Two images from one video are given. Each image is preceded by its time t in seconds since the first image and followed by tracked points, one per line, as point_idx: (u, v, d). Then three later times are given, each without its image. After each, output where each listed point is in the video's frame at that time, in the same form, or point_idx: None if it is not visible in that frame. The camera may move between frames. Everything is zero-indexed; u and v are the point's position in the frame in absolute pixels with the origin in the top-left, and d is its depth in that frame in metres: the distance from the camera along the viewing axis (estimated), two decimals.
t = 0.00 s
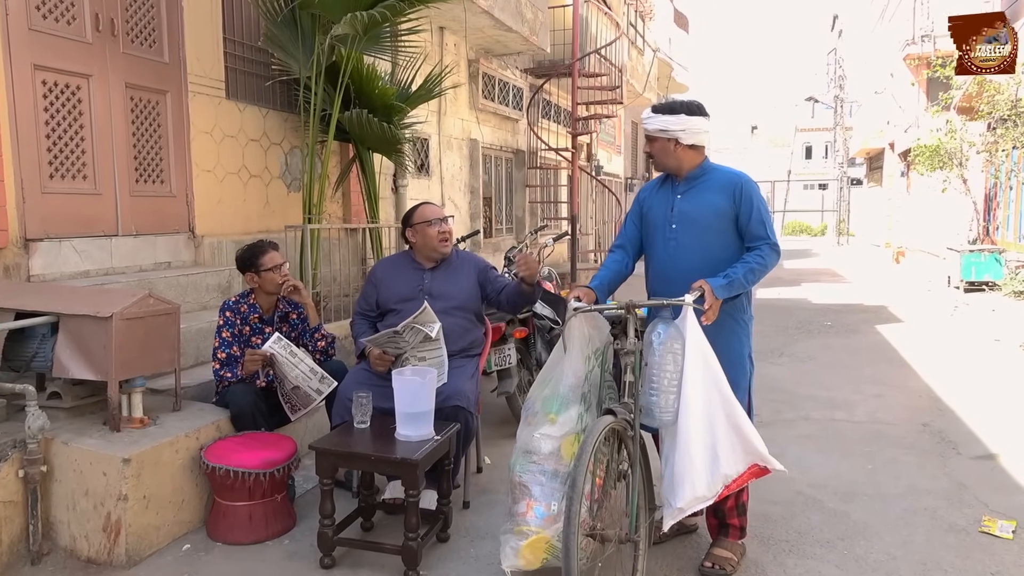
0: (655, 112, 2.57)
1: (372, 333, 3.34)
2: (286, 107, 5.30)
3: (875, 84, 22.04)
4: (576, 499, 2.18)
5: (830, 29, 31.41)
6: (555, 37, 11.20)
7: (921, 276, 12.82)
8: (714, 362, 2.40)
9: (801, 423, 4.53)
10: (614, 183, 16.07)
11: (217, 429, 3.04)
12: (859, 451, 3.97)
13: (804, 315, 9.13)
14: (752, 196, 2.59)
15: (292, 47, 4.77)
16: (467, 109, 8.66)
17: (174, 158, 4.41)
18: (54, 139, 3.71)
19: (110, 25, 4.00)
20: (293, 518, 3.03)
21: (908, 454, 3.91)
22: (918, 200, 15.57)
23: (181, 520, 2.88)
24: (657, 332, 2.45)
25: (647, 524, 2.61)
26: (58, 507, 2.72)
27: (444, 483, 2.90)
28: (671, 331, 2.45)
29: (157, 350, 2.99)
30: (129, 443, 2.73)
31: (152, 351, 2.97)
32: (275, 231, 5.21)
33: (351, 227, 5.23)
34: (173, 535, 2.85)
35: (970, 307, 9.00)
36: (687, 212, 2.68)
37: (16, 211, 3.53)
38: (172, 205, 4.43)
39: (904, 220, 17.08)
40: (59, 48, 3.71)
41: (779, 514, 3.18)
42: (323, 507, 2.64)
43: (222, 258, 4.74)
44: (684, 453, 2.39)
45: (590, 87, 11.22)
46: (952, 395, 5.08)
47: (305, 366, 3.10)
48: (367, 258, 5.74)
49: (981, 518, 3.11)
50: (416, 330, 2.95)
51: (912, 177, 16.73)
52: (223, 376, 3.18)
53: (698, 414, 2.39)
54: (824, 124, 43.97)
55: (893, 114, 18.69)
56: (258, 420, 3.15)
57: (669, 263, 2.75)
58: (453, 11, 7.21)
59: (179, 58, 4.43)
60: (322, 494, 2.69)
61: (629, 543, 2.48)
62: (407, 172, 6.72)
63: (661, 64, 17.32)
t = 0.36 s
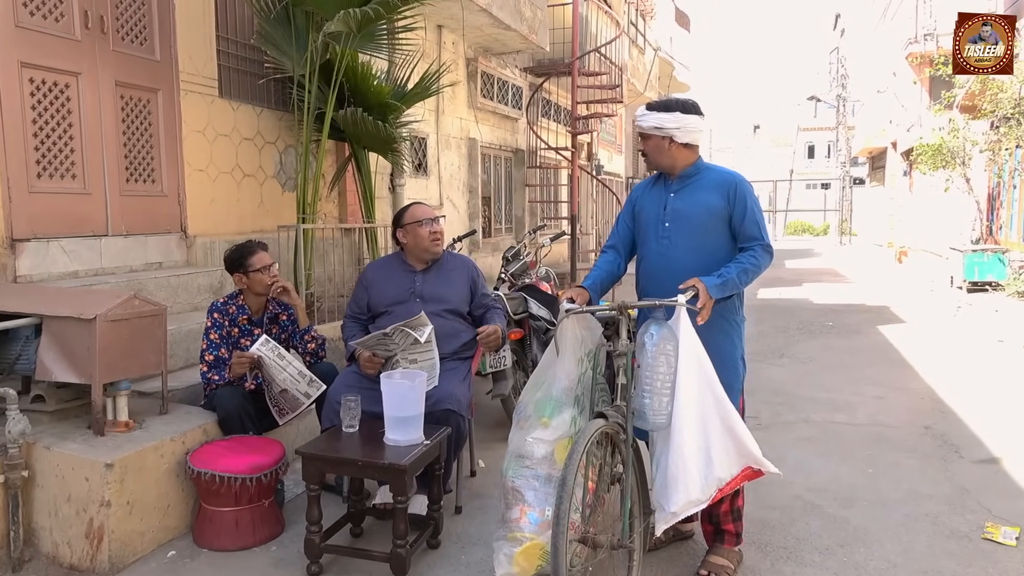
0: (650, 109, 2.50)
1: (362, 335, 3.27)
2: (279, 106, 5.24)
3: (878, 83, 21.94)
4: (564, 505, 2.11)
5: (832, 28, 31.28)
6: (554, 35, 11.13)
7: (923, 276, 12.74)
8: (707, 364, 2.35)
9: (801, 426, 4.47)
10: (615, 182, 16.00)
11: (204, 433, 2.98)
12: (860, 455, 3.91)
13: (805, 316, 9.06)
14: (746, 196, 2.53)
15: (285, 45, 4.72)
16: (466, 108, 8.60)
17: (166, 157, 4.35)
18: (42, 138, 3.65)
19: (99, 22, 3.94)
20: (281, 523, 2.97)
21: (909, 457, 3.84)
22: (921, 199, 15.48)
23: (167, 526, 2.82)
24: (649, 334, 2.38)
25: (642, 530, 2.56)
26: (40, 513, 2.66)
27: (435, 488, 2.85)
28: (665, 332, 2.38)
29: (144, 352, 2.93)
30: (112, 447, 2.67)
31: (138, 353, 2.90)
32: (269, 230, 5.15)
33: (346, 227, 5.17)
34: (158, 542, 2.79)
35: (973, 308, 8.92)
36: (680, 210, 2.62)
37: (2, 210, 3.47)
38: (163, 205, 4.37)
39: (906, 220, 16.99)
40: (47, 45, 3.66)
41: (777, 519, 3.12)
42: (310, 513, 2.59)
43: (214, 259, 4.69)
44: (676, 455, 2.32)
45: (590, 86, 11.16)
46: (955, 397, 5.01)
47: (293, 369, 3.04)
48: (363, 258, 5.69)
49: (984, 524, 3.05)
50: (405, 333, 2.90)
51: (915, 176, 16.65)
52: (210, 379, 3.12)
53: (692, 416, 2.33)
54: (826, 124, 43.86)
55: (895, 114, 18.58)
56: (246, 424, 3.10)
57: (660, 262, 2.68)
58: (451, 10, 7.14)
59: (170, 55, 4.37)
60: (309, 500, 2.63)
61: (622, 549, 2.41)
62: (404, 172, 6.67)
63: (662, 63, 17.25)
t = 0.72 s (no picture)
0: (653, 104, 2.44)
1: (355, 336, 3.22)
2: (276, 103, 5.20)
3: (883, 82, 21.81)
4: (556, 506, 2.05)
5: (838, 27, 31.10)
6: (557, 33, 11.08)
7: (929, 277, 12.64)
8: (706, 365, 2.29)
9: (802, 428, 4.40)
10: (618, 181, 15.93)
11: (192, 434, 2.94)
12: (861, 458, 3.84)
13: (808, 316, 8.98)
14: (747, 196, 2.47)
15: (281, 42, 4.68)
16: (467, 106, 8.55)
17: (160, 154, 4.31)
18: (33, 134, 3.62)
19: (92, 17, 3.90)
20: (270, 527, 2.92)
21: (911, 461, 3.78)
22: (926, 199, 15.37)
23: (153, 528, 2.78)
24: (646, 336, 2.32)
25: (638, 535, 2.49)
26: (24, 516, 2.63)
27: (426, 491, 2.79)
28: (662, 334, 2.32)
29: (132, 352, 2.87)
30: (97, 449, 2.63)
31: (125, 353, 2.84)
32: (265, 228, 5.11)
33: (344, 225, 5.11)
34: (144, 545, 2.74)
35: (978, 308, 8.84)
36: (679, 209, 2.56)
37: None
38: (157, 202, 4.32)
39: (911, 219, 16.88)
40: (37, 41, 3.62)
41: (776, 525, 3.06)
42: (298, 517, 2.54)
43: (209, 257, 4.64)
44: (677, 460, 2.25)
45: (593, 84, 11.09)
46: (959, 400, 4.93)
47: (282, 370, 2.99)
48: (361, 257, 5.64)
49: (987, 530, 2.98)
50: (397, 334, 2.86)
51: (920, 175, 16.54)
52: (199, 379, 3.07)
53: (692, 420, 2.26)
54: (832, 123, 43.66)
55: (901, 112, 18.46)
56: (235, 425, 3.05)
57: (657, 262, 2.62)
58: (451, 6, 7.09)
59: (165, 52, 4.33)
60: (297, 503, 2.58)
61: (615, 556, 2.35)
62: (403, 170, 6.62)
63: (666, 61, 17.18)
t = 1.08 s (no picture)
0: (678, 89, 2.40)
1: (353, 335, 3.19)
2: (279, 99, 5.17)
3: (894, 78, 21.61)
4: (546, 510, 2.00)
5: (848, 23, 30.83)
6: (564, 29, 11.02)
7: (939, 275, 12.51)
8: (706, 365, 2.23)
9: (807, 428, 4.34)
10: (626, 178, 15.84)
11: (188, 432, 2.91)
12: (868, 460, 3.78)
13: (816, 314, 8.90)
14: (749, 196, 2.42)
15: (283, 37, 4.65)
16: (473, 102, 8.50)
17: (161, 150, 4.28)
18: (32, 130, 3.60)
19: (92, 12, 3.87)
20: (266, 526, 2.89)
21: (919, 462, 3.72)
22: (937, 196, 15.21)
23: (148, 528, 2.75)
24: (643, 336, 2.27)
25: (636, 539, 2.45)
26: (19, 514, 2.61)
27: (424, 492, 2.76)
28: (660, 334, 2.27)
29: (128, 350, 2.84)
30: (92, 447, 2.60)
31: (121, 351, 2.81)
32: (267, 225, 5.08)
33: (347, 222, 5.08)
34: (140, 544, 2.72)
35: (989, 307, 8.73)
36: (681, 206, 2.50)
37: None
38: (158, 199, 4.30)
39: (922, 217, 16.73)
40: (36, 37, 3.59)
41: (779, 527, 3.01)
42: (293, 518, 2.50)
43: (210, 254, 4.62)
44: (674, 463, 2.21)
45: (600, 80, 11.03)
46: (968, 400, 4.86)
47: (279, 368, 2.96)
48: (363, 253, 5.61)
49: (995, 534, 2.92)
50: (395, 332, 2.83)
51: (931, 172, 16.37)
52: (196, 377, 3.04)
53: (690, 423, 2.21)
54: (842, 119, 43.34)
55: (912, 109, 18.28)
56: (232, 424, 3.03)
57: (657, 260, 2.57)
58: (456, 2, 7.05)
59: (166, 47, 4.30)
60: (292, 504, 2.55)
61: (611, 561, 2.30)
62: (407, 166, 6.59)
63: (675, 57, 17.07)
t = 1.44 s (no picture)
0: (690, 83, 2.38)
1: (352, 335, 3.18)
2: (280, 98, 5.16)
3: (903, 76, 21.46)
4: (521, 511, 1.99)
5: (856, 20, 30.63)
6: (568, 27, 10.98)
7: (948, 273, 12.40)
8: (700, 366, 2.18)
9: (813, 429, 4.30)
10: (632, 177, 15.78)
11: (187, 434, 2.90)
12: (873, 461, 3.74)
13: (823, 313, 8.83)
14: (752, 200, 2.37)
15: (284, 36, 4.64)
16: (477, 101, 8.47)
17: (162, 150, 4.27)
18: (32, 130, 3.59)
19: (92, 11, 3.87)
20: (265, 528, 2.88)
21: (925, 464, 3.67)
22: (945, 194, 15.09)
23: (147, 529, 2.74)
24: (637, 337, 2.25)
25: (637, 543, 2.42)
26: (17, 516, 2.61)
27: (422, 494, 2.74)
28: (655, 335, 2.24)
29: (126, 351, 2.83)
30: (89, 449, 2.59)
31: (120, 352, 2.80)
32: (270, 225, 5.06)
33: (349, 222, 5.06)
34: (138, 546, 2.71)
35: (998, 306, 8.65)
36: (683, 204, 2.46)
37: None
38: (159, 199, 4.29)
39: (930, 215, 16.59)
40: (36, 36, 3.59)
41: (782, 530, 2.97)
42: (290, 520, 2.48)
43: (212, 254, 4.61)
44: (666, 466, 2.16)
45: (605, 78, 10.97)
46: (976, 401, 4.79)
47: (278, 369, 2.95)
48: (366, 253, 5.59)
49: (1002, 538, 2.87)
50: (393, 334, 2.80)
51: (939, 170, 16.24)
52: (195, 378, 3.03)
53: (683, 425, 2.16)
54: (850, 117, 43.08)
55: (920, 106, 18.13)
56: (231, 425, 3.01)
57: (656, 258, 2.54)
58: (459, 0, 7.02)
59: (166, 46, 4.29)
60: (290, 506, 2.53)
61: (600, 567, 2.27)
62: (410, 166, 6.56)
63: (681, 56, 16.99)
